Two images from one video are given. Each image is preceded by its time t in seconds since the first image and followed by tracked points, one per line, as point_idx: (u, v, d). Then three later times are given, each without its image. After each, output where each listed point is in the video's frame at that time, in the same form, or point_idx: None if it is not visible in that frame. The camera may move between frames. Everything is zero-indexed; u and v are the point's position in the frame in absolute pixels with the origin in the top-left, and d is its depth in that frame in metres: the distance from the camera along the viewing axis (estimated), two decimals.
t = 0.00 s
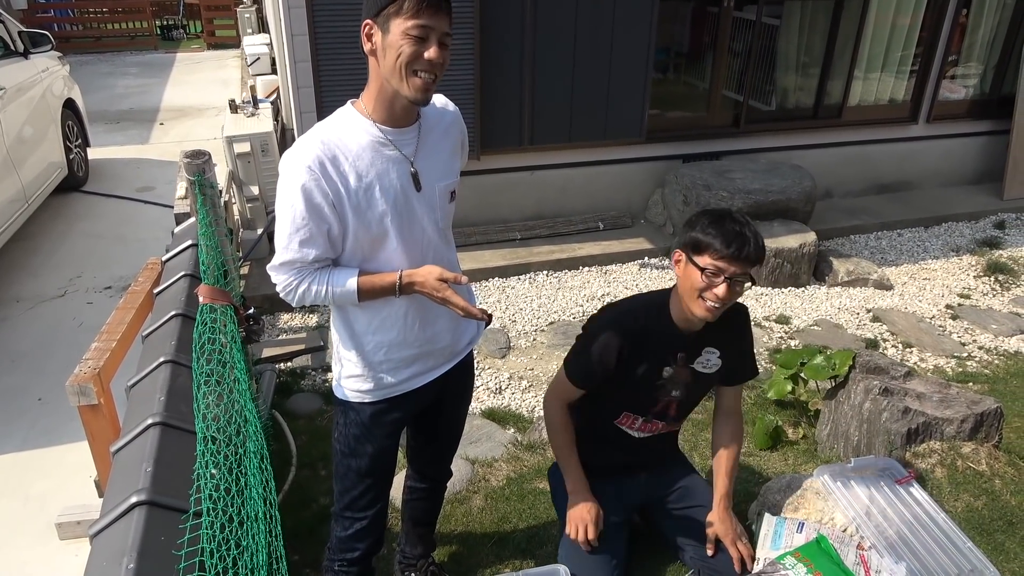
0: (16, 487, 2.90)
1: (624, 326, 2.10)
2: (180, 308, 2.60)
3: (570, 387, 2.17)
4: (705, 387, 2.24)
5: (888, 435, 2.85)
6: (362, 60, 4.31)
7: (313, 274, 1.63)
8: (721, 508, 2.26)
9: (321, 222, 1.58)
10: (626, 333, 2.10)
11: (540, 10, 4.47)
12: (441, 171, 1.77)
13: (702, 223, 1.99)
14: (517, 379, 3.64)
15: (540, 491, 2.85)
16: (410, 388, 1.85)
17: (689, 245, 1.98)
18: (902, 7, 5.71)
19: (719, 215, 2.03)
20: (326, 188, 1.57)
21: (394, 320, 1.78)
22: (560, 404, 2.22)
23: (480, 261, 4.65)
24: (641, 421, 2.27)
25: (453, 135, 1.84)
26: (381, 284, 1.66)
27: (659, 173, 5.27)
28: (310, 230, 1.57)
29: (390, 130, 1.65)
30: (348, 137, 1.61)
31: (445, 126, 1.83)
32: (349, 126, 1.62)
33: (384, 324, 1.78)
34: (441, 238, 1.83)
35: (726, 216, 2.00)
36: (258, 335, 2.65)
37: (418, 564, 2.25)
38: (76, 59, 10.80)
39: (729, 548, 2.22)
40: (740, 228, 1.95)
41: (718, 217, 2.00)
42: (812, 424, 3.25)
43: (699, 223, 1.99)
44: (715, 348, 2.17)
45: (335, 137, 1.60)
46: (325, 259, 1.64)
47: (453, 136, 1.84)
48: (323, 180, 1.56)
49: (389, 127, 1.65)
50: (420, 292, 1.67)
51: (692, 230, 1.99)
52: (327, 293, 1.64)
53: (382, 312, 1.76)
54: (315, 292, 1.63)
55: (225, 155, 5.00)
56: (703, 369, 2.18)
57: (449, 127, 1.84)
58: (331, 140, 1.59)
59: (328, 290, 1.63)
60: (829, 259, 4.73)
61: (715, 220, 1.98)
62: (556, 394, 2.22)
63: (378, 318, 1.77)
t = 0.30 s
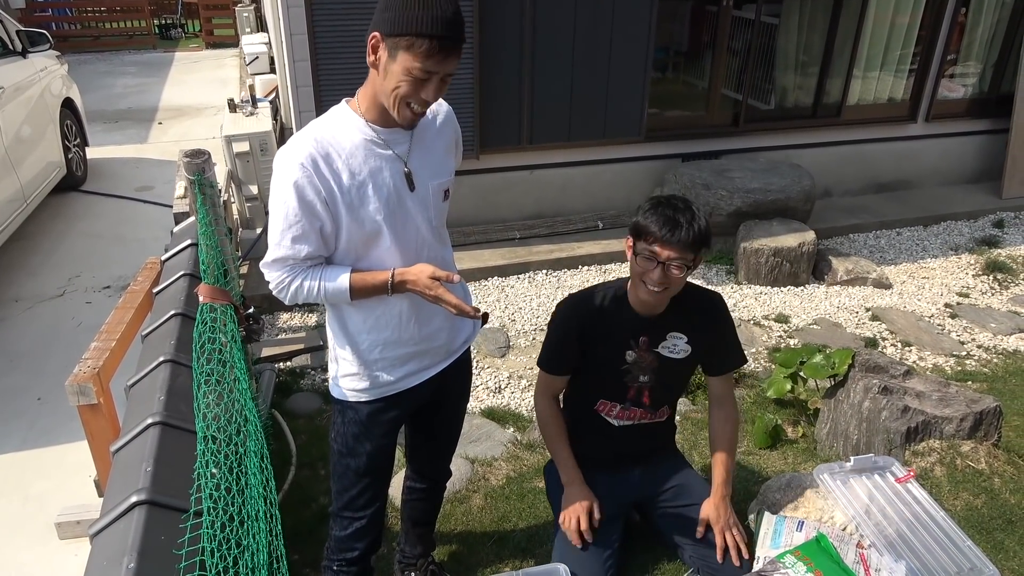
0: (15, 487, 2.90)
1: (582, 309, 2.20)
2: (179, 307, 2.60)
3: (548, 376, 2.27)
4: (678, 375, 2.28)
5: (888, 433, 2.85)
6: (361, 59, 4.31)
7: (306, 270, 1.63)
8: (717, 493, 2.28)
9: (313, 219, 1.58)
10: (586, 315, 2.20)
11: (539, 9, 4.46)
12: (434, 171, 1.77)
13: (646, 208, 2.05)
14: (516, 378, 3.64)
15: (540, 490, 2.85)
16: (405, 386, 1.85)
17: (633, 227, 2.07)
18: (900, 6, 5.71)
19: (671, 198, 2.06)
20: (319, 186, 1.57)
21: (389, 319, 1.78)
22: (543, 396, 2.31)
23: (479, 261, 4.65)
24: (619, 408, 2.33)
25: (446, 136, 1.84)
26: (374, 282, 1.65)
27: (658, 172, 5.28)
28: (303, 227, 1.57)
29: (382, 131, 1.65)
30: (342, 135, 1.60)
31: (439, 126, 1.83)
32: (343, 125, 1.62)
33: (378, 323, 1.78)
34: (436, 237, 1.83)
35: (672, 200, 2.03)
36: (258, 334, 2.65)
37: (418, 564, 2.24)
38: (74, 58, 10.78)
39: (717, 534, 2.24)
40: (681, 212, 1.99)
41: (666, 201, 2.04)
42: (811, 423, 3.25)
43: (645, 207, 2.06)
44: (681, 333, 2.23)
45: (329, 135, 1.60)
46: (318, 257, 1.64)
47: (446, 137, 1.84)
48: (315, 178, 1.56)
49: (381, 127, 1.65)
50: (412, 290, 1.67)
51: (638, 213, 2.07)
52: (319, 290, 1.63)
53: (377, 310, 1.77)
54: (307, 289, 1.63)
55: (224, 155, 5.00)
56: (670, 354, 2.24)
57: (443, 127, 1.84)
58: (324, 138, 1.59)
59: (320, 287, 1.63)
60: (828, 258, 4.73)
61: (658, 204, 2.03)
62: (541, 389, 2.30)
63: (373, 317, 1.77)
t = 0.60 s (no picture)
0: (17, 485, 2.90)
1: (569, 309, 2.22)
2: (181, 306, 2.60)
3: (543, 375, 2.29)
4: (669, 371, 2.29)
5: (890, 433, 2.85)
6: (363, 58, 4.31)
7: (302, 270, 1.63)
8: (711, 490, 2.29)
9: (311, 220, 1.59)
10: (574, 314, 2.23)
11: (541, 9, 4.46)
12: (436, 174, 1.76)
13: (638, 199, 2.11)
14: (518, 378, 3.64)
15: (542, 489, 2.85)
16: (400, 387, 1.85)
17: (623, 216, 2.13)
18: (902, 6, 5.71)
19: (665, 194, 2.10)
20: (317, 187, 1.57)
21: (385, 320, 1.78)
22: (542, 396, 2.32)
23: (481, 260, 4.64)
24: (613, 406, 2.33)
25: (451, 138, 1.84)
26: (368, 286, 1.65)
27: (660, 171, 5.29)
28: (299, 228, 1.57)
29: (385, 133, 1.64)
30: (344, 135, 1.61)
31: (444, 128, 1.82)
32: (344, 124, 1.62)
33: (374, 324, 1.78)
34: (437, 240, 1.83)
35: (663, 194, 2.07)
36: (260, 332, 2.68)
37: (418, 562, 2.24)
38: (76, 57, 10.78)
39: (718, 532, 2.24)
40: (669, 204, 2.04)
41: (658, 195, 2.08)
42: (812, 423, 3.25)
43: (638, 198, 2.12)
44: (671, 330, 2.23)
45: (331, 134, 1.60)
46: (314, 257, 1.64)
47: (451, 138, 1.84)
48: (314, 179, 1.56)
49: (384, 129, 1.65)
50: (405, 296, 1.66)
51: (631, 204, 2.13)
52: (314, 290, 1.64)
53: (372, 312, 1.77)
54: (302, 288, 1.63)
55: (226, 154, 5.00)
56: (660, 351, 2.25)
57: (448, 128, 1.84)
58: (326, 138, 1.59)
59: (316, 287, 1.64)
60: (830, 258, 4.73)
61: (648, 196, 2.08)
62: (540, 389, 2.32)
63: (369, 317, 1.77)
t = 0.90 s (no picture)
0: (21, 484, 2.91)
1: (570, 309, 2.23)
2: (186, 305, 2.61)
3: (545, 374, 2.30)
4: (669, 373, 2.28)
5: (894, 434, 2.84)
6: (367, 58, 4.31)
7: (305, 271, 1.64)
8: (715, 494, 2.29)
9: (315, 221, 1.59)
10: (574, 314, 2.23)
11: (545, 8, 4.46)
12: (442, 177, 1.76)
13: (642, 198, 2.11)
14: (522, 377, 3.64)
15: (545, 489, 2.85)
16: (401, 389, 1.85)
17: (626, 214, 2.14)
18: (907, 6, 5.70)
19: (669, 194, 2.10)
20: (323, 189, 1.57)
21: (388, 321, 1.78)
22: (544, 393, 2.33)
23: (485, 260, 4.65)
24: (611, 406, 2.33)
25: (459, 140, 1.84)
26: (371, 288, 1.66)
27: (663, 171, 5.29)
28: (303, 229, 1.58)
29: (392, 135, 1.65)
30: (350, 136, 1.61)
31: (451, 130, 1.82)
32: (350, 125, 1.62)
33: (377, 325, 1.78)
34: (442, 242, 1.83)
35: (666, 194, 2.07)
36: (264, 331, 2.70)
37: (421, 562, 2.24)
38: (80, 57, 10.81)
39: (725, 534, 2.24)
40: (670, 204, 2.04)
41: (660, 194, 2.08)
42: (816, 424, 3.25)
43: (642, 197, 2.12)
44: (671, 332, 2.23)
45: (337, 135, 1.60)
46: (317, 258, 1.65)
47: (459, 141, 1.84)
48: (320, 181, 1.56)
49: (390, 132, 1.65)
50: (409, 299, 1.67)
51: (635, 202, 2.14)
52: (317, 291, 1.64)
53: (375, 314, 1.77)
54: (305, 289, 1.64)
55: (230, 153, 5.01)
56: (660, 352, 2.25)
57: (456, 130, 1.83)
58: (332, 139, 1.59)
59: (319, 288, 1.64)
60: (834, 259, 4.72)
61: (651, 195, 2.08)
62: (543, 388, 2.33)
63: (373, 319, 1.78)
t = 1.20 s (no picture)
0: (28, 482, 2.93)
1: (573, 308, 2.23)
2: (191, 304, 2.62)
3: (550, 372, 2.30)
4: (672, 373, 2.28)
5: (899, 434, 2.83)
6: (372, 58, 4.31)
7: (316, 272, 1.64)
8: (722, 496, 2.29)
9: (326, 222, 1.59)
10: (576, 313, 2.23)
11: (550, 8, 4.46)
12: (451, 176, 1.76)
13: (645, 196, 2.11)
14: (526, 377, 3.64)
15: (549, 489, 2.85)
16: (409, 389, 1.85)
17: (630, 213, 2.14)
18: (913, 5, 5.68)
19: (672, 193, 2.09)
20: (334, 190, 1.57)
21: (397, 321, 1.79)
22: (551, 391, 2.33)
23: (489, 259, 4.65)
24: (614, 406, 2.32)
25: (466, 140, 1.84)
26: (382, 288, 1.66)
27: (667, 171, 5.28)
28: (314, 231, 1.58)
29: (403, 135, 1.65)
30: (360, 136, 1.61)
31: (459, 129, 1.82)
32: (360, 124, 1.62)
33: (385, 325, 1.79)
34: (451, 241, 1.83)
35: (669, 194, 2.07)
36: (269, 330, 2.69)
37: (426, 561, 2.25)
38: (86, 58, 10.85)
39: (735, 536, 2.23)
40: (673, 203, 2.04)
41: (664, 194, 2.08)
42: (821, 424, 3.24)
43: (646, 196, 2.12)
44: (673, 331, 2.23)
45: (348, 135, 1.60)
46: (327, 259, 1.65)
47: (466, 141, 1.84)
48: (331, 181, 1.56)
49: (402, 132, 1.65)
50: (420, 299, 1.67)
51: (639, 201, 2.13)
52: (327, 292, 1.64)
53: (383, 314, 1.77)
54: (316, 289, 1.64)
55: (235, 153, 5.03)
56: (664, 352, 2.25)
57: (464, 130, 1.84)
58: (343, 139, 1.60)
59: (329, 289, 1.64)
60: (839, 259, 4.70)
61: (655, 195, 2.07)
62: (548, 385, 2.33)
63: (381, 319, 1.78)
